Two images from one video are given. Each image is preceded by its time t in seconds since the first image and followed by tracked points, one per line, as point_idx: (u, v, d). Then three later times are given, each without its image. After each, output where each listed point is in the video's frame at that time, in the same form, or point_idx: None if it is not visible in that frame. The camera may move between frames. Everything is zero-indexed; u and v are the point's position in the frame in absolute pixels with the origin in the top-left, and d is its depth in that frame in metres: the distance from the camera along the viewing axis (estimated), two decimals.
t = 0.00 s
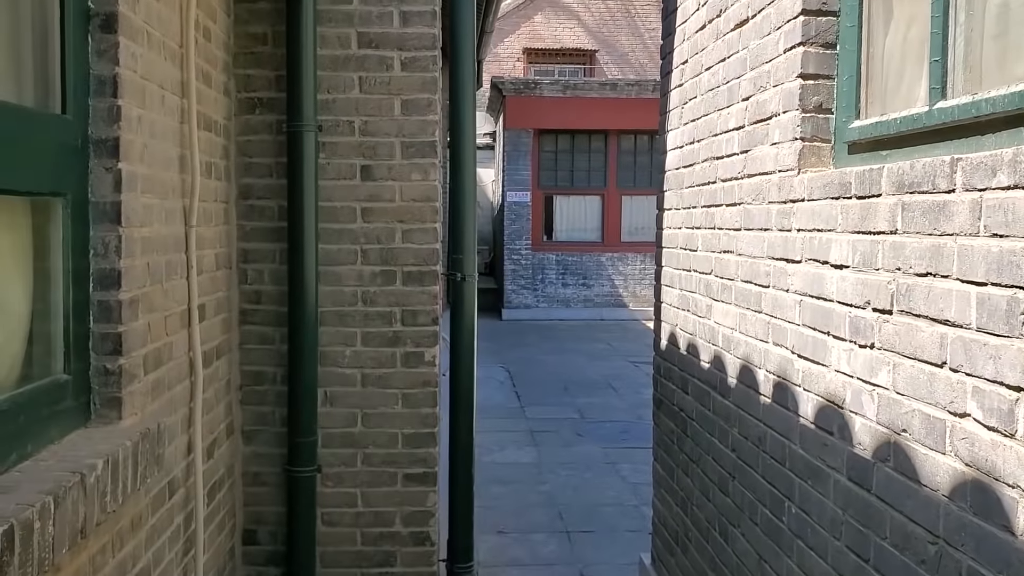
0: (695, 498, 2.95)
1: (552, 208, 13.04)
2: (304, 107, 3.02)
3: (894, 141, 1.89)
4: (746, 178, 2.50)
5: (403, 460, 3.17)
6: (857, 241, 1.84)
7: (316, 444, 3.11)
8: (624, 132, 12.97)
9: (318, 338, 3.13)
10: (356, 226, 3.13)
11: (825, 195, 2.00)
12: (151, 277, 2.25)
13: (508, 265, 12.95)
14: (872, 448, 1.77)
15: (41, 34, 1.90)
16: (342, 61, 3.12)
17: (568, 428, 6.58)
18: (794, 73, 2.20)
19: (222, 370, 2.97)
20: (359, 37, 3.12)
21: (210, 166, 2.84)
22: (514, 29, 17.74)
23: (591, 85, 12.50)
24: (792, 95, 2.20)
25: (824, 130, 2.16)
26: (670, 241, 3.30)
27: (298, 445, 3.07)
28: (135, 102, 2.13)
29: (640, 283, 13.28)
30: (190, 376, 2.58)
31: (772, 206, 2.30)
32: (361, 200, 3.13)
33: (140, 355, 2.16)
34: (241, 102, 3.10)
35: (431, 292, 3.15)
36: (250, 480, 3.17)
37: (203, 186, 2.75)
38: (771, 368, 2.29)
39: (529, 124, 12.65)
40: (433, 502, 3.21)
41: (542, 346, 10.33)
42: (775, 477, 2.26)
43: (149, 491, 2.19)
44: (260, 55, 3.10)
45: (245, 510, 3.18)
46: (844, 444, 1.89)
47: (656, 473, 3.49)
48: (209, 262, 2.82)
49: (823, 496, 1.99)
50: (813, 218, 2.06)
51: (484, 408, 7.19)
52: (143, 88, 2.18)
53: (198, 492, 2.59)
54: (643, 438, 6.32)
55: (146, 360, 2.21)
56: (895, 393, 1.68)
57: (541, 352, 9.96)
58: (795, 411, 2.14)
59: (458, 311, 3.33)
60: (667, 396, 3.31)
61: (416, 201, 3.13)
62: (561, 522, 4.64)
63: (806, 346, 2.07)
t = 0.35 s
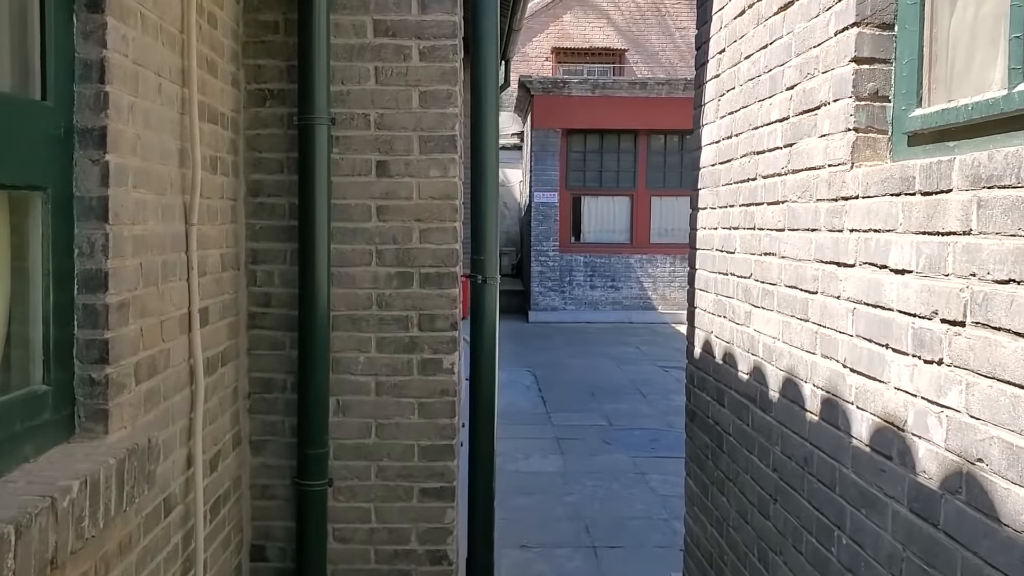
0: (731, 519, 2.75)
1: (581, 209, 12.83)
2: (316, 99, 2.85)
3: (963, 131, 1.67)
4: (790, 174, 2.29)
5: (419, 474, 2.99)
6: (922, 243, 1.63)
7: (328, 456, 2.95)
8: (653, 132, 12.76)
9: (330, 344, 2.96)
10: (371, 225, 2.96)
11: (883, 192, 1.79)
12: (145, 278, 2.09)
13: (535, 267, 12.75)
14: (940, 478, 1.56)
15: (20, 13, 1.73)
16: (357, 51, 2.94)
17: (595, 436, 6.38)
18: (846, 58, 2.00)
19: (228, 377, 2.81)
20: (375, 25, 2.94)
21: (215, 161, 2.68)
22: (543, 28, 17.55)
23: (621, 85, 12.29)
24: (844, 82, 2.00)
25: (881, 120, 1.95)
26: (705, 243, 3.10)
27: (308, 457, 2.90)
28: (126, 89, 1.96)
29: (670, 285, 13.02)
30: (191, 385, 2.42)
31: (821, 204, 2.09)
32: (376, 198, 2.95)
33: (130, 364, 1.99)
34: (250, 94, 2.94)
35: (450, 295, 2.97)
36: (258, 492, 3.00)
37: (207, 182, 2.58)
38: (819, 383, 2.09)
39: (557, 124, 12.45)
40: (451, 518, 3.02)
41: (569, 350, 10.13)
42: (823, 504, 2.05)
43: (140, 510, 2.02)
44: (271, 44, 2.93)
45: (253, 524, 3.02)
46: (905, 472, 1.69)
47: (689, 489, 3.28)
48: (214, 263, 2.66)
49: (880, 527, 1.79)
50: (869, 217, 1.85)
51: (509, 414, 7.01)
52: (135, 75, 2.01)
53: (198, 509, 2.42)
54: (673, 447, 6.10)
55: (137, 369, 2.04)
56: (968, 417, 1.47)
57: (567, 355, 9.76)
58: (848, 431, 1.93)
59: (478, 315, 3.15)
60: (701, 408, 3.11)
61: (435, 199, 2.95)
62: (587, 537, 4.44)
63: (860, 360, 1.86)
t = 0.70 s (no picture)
0: (722, 548, 2.54)
1: (562, 213, 12.63)
2: (272, 92, 2.62)
3: (992, 123, 1.46)
4: (788, 174, 2.09)
5: (384, 498, 2.77)
6: (947, 252, 1.42)
7: (284, 479, 2.71)
8: (636, 134, 12.59)
9: (287, 358, 2.73)
10: (331, 229, 2.73)
11: (899, 193, 1.58)
12: (67, 289, 1.85)
13: (515, 271, 12.52)
14: (969, 523, 1.35)
15: None
16: (316, 40, 2.71)
17: (576, 447, 6.16)
18: (853, 44, 1.79)
19: (174, 395, 2.58)
20: (336, 12, 2.71)
21: (159, 158, 2.44)
22: (524, 30, 17.35)
23: (602, 86, 12.10)
24: (851, 71, 1.79)
25: (892, 113, 1.75)
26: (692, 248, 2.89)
27: (262, 482, 2.66)
28: (41, 75, 1.72)
29: (652, 290, 12.80)
30: (127, 407, 2.18)
31: (824, 207, 1.89)
32: (337, 200, 2.73)
33: (46, 388, 1.75)
34: (200, 87, 2.70)
35: (418, 305, 2.75)
36: (209, 519, 2.77)
37: (149, 181, 2.35)
38: (822, 406, 1.88)
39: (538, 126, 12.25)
40: (418, 546, 2.80)
41: (550, 356, 9.91)
42: (827, 541, 1.85)
43: (58, 552, 1.78)
44: (223, 33, 2.70)
45: (203, 554, 2.78)
46: (925, 512, 1.48)
47: (675, 511, 3.07)
48: (157, 271, 2.42)
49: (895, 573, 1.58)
50: (881, 222, 1.65)
51: (486, 424, 6.77)
52: (53, 60, 1.77)
53: (134, 545, 2.18)
54: (656, 459, 5.89)
55: (56, 393, 1.80)
56: (1004, 455, 1.27)
57: (548, 362, 9.53)
58: (856, 461, 1.73)
59: (449, 326, 2.92)
60: (688, 426, 2.90)
61: (401, 201, 2.73)
62: (567, 557, 4.21)
63: (872, 383, 1.65)
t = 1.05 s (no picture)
0: None
1: (539, 216, 12.41)
2: (205, 78, 2.35)
3: None
4: (781, 168, 1.84)
5: (332, 530, 2.50)
6: (979, 258, 1.18)
7: (220, 509, 2.44)
8: (614, 136, 12.36)
9: (223, 375, 2.45)
10: (273, 230, 2.45)
11: (916, 187, 1.34)
12: None
13: (492, 275, 12.25)
14: None
15: None
16: (256, 21, 2.44)
17: (551, 460, 5.91)
18: (858, 16, 1.54)
19: (93, 417, 2.30)
20: None
21: (74, 150, 2.16)
22: (502, 31, 17.10)
23: (581, 88, 11.88)
24: (855, 47, 1.54)
25: (904, 96, 1.51)
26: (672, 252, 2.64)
27: (194, 513, 2.39)
28: None
29: (632, 295, 12.57)
30: (27, 433, 1.90)
31: (824, 205, 1.64)
32: (279, 198, 2.45)
33: None
34: (126, 73, 2.42)
35: (370, 315, 2.48)
36: (137, 554, 2.49)
37: (60, 176, 2.07)
38: (823, 435, 1.63)
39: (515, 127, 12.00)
40: None
41: (527, 363, 9.66)
42: None
43: None
44: (152, 13, 2.42)
45: None
46: (950, 571, 1.23)
47: (654, 539, 2.82)
48: (71, 277, 2.14)
49: None
50: (893, 221, 1.40)
51: (459, 435, 6.51)
52: None
53: None
54: (635, 473, 5.65)
55: None
56: None
57: (524, 369, 9.28)
58: (862, 502, 1.48)
59: (406, 339, 2.65)
60: (669, 447, 2.65)
61: (351, 200, 2.46)
62: None
63: (882, 411, 1.41)
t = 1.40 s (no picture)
0: None
1: (549, 218, 12.14)
2: (172, 59, 2.09)
3: None
4: (836, 157, 1.56)
5: (315, 566, 2.23)
6: None
7: (189, 543, 2.17)
8: (627, 137, 12.08)
9: (192, 392, 2.19)
10: (249, 230, 2.18)
11: None
12: None
13: (501, 278, 11.97)
14: None
15: None
16: None
17: (561, 474, 5.62)
18: None
19: (44, 439, 2.03)
20: None
21: (20, 137, 1.90)
22: (513, 30, 16.83)
23: (592, 86, 11.63)
24: (933, 8, 1.27)
25: (995, 66, 1.22)
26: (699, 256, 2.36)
27: (158, 549, 2.12)
28: None
29: (644, 299, 12.24)
30: None
31: (893, 201, 1.36)
32: (257, 194, 2.18)
33: None
34: (86, 53, 2.17)
35: (357, 326, 2.20)
36: None
37: None
38: (890, 478, 1.35)
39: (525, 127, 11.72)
40: None
41: (536, 369, 9.37)
42: None
43: None
44: None
45: None
46: None
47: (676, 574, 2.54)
48: (13, 281, 1.88)
49: None
50: (990, 219, 1.12)
51: (465, 446, 6.23)
52: None
53: None
54: (649, 488, 5.37)
55: None
56: None
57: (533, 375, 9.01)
58: (946, 567, 1.20)
59: (400, 352, 2.38)
60: (693, 474, 2.37)
61: (337, 196, 2.19)
62: None
63: (976, 458, 1.13)
